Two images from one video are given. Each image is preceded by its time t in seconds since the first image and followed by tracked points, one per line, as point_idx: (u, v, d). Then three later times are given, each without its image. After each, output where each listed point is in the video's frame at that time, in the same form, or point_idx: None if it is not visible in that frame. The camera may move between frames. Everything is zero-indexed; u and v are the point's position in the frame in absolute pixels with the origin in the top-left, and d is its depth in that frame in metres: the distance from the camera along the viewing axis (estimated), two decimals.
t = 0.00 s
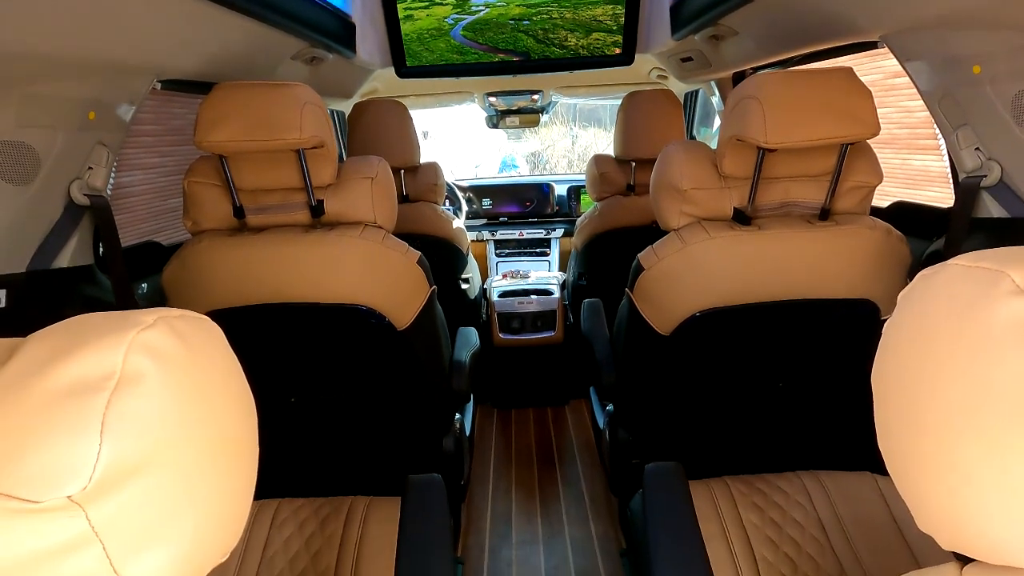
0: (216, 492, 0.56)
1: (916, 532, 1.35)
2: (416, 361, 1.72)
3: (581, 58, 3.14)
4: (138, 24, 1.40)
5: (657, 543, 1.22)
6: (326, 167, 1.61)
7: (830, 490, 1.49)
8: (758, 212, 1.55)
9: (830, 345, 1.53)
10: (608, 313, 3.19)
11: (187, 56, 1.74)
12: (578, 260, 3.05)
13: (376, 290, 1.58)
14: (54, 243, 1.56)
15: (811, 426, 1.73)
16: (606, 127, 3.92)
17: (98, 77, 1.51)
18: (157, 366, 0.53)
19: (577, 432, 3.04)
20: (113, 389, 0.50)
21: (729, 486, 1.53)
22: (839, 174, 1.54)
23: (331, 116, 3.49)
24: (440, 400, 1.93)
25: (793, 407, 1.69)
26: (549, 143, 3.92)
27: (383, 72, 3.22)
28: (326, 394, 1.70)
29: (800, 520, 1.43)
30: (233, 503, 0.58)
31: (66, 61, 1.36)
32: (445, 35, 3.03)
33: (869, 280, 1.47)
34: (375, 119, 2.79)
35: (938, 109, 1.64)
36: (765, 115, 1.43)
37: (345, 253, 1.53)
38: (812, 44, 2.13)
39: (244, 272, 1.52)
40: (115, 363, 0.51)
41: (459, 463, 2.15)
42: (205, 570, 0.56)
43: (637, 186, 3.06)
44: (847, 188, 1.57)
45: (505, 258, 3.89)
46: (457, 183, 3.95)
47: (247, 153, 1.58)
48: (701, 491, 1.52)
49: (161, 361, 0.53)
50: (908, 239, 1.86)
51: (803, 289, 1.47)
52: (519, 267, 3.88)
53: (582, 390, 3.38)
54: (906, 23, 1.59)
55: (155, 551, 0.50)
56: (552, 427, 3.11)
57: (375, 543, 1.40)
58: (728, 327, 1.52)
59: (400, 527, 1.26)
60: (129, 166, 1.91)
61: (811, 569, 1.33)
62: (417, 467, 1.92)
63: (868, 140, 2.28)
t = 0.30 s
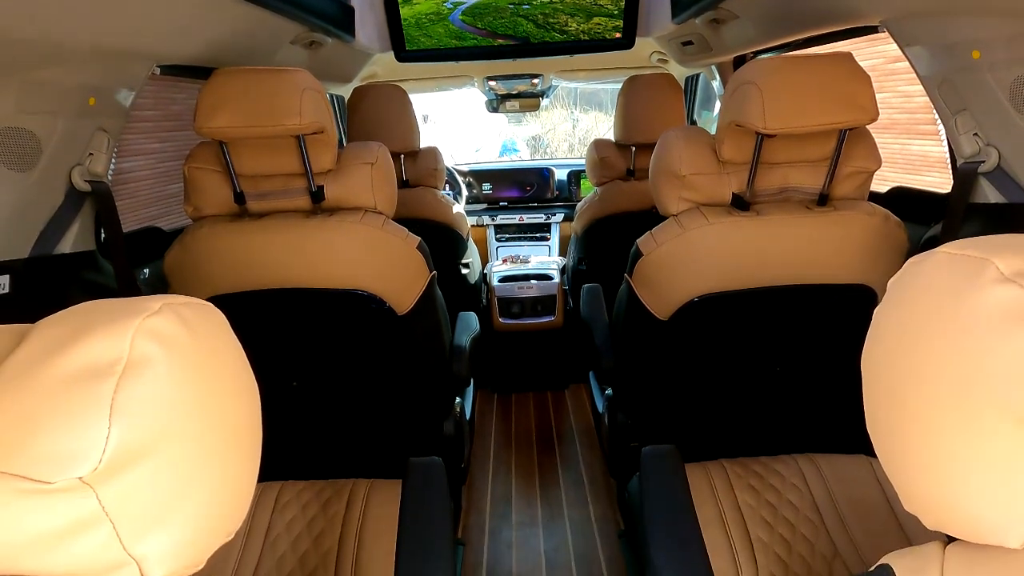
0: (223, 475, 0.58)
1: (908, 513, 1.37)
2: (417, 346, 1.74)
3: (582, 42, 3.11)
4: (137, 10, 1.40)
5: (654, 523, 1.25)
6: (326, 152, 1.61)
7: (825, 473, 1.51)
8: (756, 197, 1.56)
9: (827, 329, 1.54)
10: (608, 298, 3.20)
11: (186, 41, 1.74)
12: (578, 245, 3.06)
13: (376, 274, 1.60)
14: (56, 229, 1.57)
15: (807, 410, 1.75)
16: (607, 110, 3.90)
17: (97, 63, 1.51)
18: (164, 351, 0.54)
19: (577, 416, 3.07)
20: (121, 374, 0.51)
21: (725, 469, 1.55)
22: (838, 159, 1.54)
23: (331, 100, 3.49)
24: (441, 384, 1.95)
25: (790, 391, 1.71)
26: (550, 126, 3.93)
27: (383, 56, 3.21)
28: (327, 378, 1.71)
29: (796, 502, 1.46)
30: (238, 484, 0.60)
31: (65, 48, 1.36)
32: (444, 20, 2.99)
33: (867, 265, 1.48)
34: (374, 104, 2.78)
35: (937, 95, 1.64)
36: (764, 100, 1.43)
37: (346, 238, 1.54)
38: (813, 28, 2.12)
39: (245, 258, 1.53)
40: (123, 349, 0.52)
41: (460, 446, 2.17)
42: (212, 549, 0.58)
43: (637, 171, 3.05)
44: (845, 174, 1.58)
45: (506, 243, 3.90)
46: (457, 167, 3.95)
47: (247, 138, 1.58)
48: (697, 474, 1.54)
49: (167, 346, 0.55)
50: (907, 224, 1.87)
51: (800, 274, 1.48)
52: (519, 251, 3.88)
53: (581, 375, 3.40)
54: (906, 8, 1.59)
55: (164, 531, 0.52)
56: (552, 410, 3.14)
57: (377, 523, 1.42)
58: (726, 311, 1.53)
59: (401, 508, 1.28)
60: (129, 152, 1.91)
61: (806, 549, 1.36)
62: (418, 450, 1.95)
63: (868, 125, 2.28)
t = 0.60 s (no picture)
0: (232, 455, 0.59)
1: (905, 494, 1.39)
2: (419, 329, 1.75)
3: (583, 25, 3.07)
4: None
5: (653, 502, 1.27)
6: (328, 137, 1.61)
7: (823, 455, 1.53)
8: (757, 181, 1.56)
9: (827, 314, 1.55)
10: (608, 282, 3.21)
11: (186, 25, 1.73)
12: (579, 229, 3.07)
13: (377, 259, 1.60)
14: (60, 214, 1.58)
15: (806, 393, 1.76)
16: (609, 94, 3.88)
17: (98, 47, 1.51)
18: (173, 333, 0.55)
19: (578, 400, 3.10)
20: (132, 355, 0.52)
21: (724, 451, 1.57)
22: (839, 143, 1.54)
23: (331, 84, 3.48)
24: (443, 367, 1.96)
25: (789, 375, 1.72)
26: (551, 110, 3.92)
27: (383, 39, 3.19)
28: (330, 362, 1.73)
29: (793, 483, 1.48)
30: (247, 463, 0.61)
31: (66, 32, 1.36)
32: (444, 4, 2.98)
33: (866, 248, 1.49)
34: (375, 88, 2.77)
35: (939, 78, 1.64)
36: (766, 84, 1.43)
37: (348, 222, 1.54)
38: (816, 11, 2.11)
39: (248, 241, 1.54)
40: (133, 331, 0.53)
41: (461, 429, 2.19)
42: (222, 526, 0.60)
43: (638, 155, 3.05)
44: (846, 158, 1.58)
45: (507, 227, 3.90)
46: (458, 151, 3.96)
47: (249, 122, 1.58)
48: (696, 456, 1.56)
49: (177, 328, 0.56)
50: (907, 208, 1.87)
51: (801, 258, 1.49)
52: (519, 236, 3.89)
53: (582, 359, 3.42)
54: None
55: (176, 509, 0.53)
56: (553, 394, 3.16)
57: (380, 504, 1.44)
58: (726, 295, 1.54)
59: (404, 488, 1.30)
60: (131, 136, 1.91)
61: (802, 529, 1.38)
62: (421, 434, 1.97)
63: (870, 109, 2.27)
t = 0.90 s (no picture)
0: (238, 436, 0.60)
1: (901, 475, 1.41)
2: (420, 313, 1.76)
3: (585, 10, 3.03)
4: None
5: (652, 483, 1.28)
6: (329, 121, 1.61)
7: (822, 439, 1.54)
8: (759, 166, 1.56)
9: (827, 298, 1.56)
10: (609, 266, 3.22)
11: (185, 8, 1.73)
12: (580, 214, 3.07)
13: (378, 243, 1.60)
14: (62, 199, 1.58)
15: (805, 378, 1.77)
16: (610, 78, 3.86)
17: (97, 31, 1.51)
18: (179, 317, 0.56)
19: (578, 384, 3.12)
20: (138, 338, 0.53)
21: (723, 435, 1.59)
22: (841, 127, 1.54)
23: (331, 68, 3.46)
24: (444, 351, 1.98)
25: (789, 359, 1.73)
26: (551, 94, 3.91)
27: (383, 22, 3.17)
28: (332, 346, 1.74)
29: (791, 466, 1.50)
30: (251, 445, 0.62)
31: (65, 16, 1.36)
32: None
33: (866, 232, 1.49)
34: (375, 72, 2.76)
35: (942, 62, 1.63)
36: (768, 68, 1.43)
37: (349, 206, 1.55)
38: None
39: (250, 226, 1.54)
40: (139, 314, 0.54)
41: (462, 412, 2.21)
42: (228, 506, 0.61)
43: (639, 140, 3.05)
44: (848, 142, 1.57)
45: (507, 212, 3.90)
46: (459, 135, 3.94)
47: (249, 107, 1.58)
48: (696, 439, 1.58)
49: (182, 312, 0.56)
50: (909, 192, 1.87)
51: (801, 243, 1.49)
52: (520, 221, 3.89)
53: (583, 343, 3.43)
54: None
55: (184, 488, 0.54)
56: (554, 378, 3.18)
57: (383, 486, 1.46)
58: (727, 279, 1.55)
59: (407, 470, 1.32)
60: (131, 121, 1.91)
61: (800, 511, 1.40)
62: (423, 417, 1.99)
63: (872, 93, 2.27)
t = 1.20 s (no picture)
0: (244, 419, 0.60)
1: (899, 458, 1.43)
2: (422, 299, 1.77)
3: None
4: None
5: (652, 465, 1.30)
6: (330, 106, 1.60)
7: (821, 423, 1.56)
8: (760, 151, 1.56)
9: (830, 283, 1.55)
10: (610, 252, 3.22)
11: None
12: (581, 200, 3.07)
13: (379, 228, 1.61)
14: (62, 184, 1.58)
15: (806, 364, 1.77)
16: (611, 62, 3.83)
17: (96, 15, 1.50)
18: (185, 301, 0.56)
19: (578, 369, 3.13)
20: (146, 322, 0.54)
21: (723, 419, 1.60)
22: (843, 112, 1.54)
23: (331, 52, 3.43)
24: (445, 336, 1.99)
25: (789, 344, 1.74)
26: (552, 79, 3.89)
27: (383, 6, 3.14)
28: (334, 332, 1.74)
29: (791, 450, 1.51)
30: (257, 428, 0.63)
31: None
32: None
33: (867, 218, 1.49)
34: (375, 56, 2.75)
35: (946, 45, 1.62)
36: (771, 51, 1.42)
37: (351, 191, 1.55)
38: None
39: (251, 211, 1.55)
40: (146, 299, 0.55)
41: (464, 396, 2.22)
42: (235, 487, 0.61)
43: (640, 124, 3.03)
44: (851, 127, 1.57)
45: (507, 197, 3.89)
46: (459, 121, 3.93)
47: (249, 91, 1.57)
48: (696, 423, 1.59)
49: (188, 296, 0.57)
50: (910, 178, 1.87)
51: (802, 228, 1.49)
52: (521, 206, 3.88)
53: (583, 328, 3.44)
54: None
55: (191, 470, 0.55)
56: (554, 363, 3.19)
57: (386, 470, 1.48)
58: (728, 266, 1.55)
59: (410, 454, 1.33)
60: (131, 106, 1.90)
61: (799, 494, 1.41)
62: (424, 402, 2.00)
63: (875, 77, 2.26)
